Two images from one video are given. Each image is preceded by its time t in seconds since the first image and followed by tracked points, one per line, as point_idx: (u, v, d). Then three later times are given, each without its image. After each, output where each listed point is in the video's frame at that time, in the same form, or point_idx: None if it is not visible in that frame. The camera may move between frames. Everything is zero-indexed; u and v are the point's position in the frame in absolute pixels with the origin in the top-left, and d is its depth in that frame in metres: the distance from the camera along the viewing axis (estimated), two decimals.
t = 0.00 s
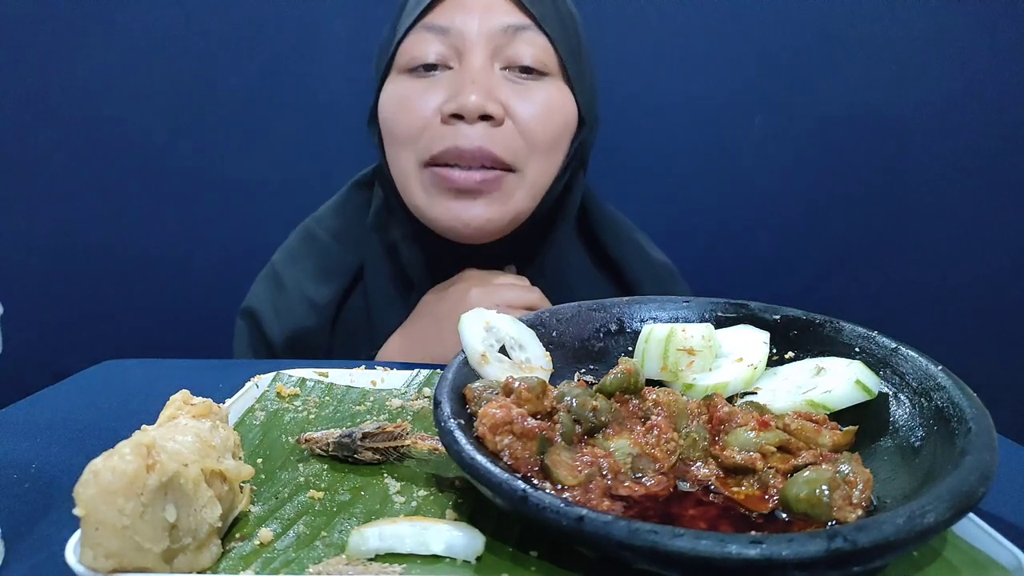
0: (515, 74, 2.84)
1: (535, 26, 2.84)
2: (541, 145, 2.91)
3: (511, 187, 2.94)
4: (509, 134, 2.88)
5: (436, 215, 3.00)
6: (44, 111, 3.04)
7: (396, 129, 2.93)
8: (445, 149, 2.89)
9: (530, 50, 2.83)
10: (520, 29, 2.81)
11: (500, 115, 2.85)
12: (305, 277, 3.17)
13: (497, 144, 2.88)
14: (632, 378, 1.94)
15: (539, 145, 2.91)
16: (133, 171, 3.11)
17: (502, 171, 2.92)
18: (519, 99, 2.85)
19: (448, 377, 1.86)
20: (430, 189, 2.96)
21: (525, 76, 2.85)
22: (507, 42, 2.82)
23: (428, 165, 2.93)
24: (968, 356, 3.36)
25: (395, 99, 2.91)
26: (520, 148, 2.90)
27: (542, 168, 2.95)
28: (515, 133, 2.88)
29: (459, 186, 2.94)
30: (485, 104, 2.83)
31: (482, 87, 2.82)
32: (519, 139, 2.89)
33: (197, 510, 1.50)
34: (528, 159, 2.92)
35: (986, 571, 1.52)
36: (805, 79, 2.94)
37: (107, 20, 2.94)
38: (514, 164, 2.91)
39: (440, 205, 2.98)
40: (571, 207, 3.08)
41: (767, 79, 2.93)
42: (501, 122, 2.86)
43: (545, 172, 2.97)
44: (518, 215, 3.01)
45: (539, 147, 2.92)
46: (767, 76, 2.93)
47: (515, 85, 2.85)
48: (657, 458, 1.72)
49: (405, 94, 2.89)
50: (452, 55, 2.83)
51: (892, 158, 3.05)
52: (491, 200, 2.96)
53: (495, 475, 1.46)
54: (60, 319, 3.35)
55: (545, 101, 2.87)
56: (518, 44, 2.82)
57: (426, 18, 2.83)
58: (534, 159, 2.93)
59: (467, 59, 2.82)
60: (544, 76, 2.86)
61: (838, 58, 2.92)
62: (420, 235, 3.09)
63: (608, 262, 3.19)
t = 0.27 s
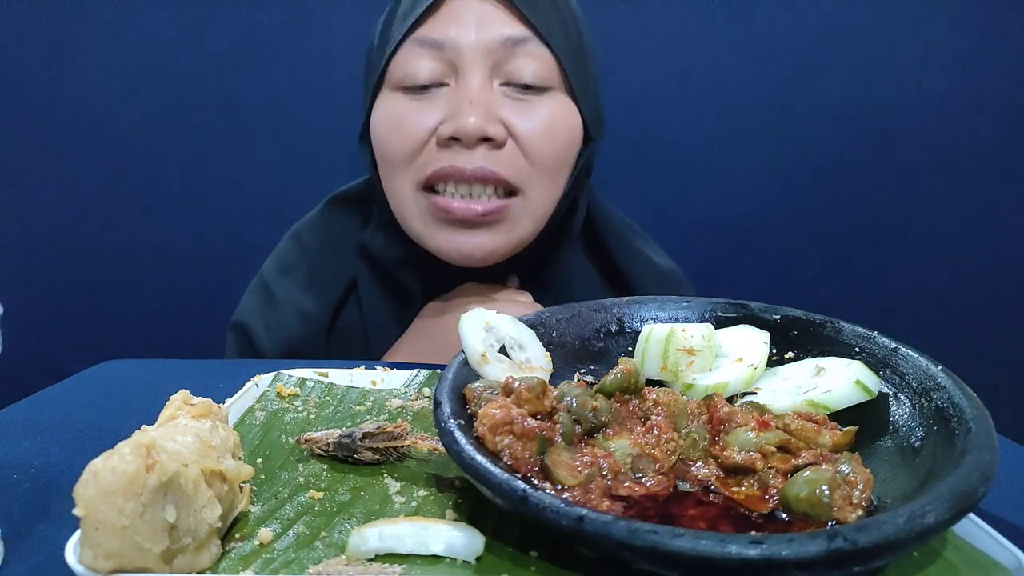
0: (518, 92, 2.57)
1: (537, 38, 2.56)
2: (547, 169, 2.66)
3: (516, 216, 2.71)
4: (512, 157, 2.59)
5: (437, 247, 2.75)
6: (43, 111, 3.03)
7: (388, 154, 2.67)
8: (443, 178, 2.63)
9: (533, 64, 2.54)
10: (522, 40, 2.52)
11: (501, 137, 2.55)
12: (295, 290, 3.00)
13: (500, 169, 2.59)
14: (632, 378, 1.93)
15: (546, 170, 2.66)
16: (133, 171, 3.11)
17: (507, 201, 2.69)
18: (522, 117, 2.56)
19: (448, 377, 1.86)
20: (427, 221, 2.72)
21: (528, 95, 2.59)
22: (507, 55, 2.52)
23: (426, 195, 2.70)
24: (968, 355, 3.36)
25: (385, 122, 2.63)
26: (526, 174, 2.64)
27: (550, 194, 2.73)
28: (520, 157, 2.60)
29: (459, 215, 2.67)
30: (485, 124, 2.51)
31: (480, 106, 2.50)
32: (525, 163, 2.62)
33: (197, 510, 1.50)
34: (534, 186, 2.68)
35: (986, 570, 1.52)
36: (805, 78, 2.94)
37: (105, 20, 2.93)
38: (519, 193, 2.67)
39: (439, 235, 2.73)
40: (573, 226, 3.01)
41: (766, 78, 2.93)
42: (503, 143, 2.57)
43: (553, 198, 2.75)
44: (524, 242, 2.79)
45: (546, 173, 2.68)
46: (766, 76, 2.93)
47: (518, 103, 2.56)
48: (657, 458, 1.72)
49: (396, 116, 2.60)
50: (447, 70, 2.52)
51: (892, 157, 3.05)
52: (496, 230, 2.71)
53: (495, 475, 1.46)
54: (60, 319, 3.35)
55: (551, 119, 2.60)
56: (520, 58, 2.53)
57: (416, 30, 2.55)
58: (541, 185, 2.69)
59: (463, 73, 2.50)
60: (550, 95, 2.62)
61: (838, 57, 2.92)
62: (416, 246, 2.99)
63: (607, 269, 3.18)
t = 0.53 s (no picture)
0: (520, 109, 2.56)
1: (538, 53, 2.54)
2: (551, 185, 2.65)
3: (521, 232, 2.70)
4: (516, 175, 2.58)
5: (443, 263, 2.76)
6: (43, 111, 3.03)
7: (392, 174, 2.66)
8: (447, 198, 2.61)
9: (534, 80, 2.54)
10: (522, 56, 2.50)
11: (505, 157, 2.53)
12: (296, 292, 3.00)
13: (506, 189, 2.57)
14: (632, 378, 1.93)
15: (550, 186, 2.65)
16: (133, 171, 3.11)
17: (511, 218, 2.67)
18: (525, 134, 2.54)
19: (448, 377, 1.86)
20: (433, 239, 2.71)
21: (530, 110, 2.58)
22: (508, 72, 2.51)
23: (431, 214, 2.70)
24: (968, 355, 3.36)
25: (388, 142, 2.62)
26: (530, 191, 2.62)
27: (553, 208, 2.72)
28: (525, 175, 2.59)
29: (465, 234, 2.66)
30: (489, 145, 2.49)
31: (484, 127, 2.48)
32: (529, 180, 2.60)
33: (197, 510, 1.50)
34: (538, 202, 2.67)
35: (986, 570, 1.53)
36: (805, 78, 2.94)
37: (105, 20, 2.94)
38: (523, 210, 2.66)
39: (445, 252, 2.73)
40: (577, 237, 3.02)
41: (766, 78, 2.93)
42: (507, 163, 2.55)
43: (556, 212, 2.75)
44: (528, 254, 2.79)
45: (549, 188, 2.67)
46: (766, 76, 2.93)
47: (520, 120, 2.55)
48: (657, 458, 1.73)
49: (399, 136, 2.59)
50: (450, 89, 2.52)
51: (892, 157, 3.05)
52: (501, 247, 2.71)
53: (495, 475, 1.46)
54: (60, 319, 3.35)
55: (555, 135, 2.59)
56: (521, 75, 2.52)
57: (416, 48, 2.53)
58: (544, 200, 2.68)
59: (465, 93, 2.50)
60: (551, 110, 2.61)
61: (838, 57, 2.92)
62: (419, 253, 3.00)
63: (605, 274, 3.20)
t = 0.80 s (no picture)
0: (527, 118, 2.55)
1: (543, 62, 2.54)
2: (559, 191, 2.66)
3: (530, 238, 2.72)
4: (525, 184, 2.58)
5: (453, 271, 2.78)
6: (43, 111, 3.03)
7: (401, 184, 2.67)
8: (457, 206, 2.62)
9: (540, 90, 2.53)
10: (529, 66, 2.49)
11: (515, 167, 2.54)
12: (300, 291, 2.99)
13: (515, 197, 2.57)
14: (632, 378, 1.93)
15: (558, 192, 2.66)
16: (133, 171, 3.11)
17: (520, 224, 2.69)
18: (533, 144, 2.54)
19: (448, 377, 1.85)
20: (444, 246, 2.73)
21: (537, 119, 2.57)
22: (515, 83, 2.50)
23: (439, 223, 2.71)
24: (968, 355, 3.36)
25: (397, 153, 2.62)
26: (539, 198, 2.63)
27: (561, 212, 2.74)
28: (533, 183, 2.59)
29: (475, 243, 2.67)
30: (499, 156, 2.49)
31: (493, 138, 2.48)
32: (537, 188, 2.61)
33: (196, 510, 1.50)
34: (546, 208, 2.68)
35: (986, 571, 1.52)
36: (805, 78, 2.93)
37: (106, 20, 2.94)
38: (532, 216, 2.67)
39: (456, 259, 2.75)
40: (578, 244, 3.03)
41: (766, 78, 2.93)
42: (517, 173, 2.55)
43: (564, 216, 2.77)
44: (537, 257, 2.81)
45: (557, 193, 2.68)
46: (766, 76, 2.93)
47: (528, 129, 2.55)
48: (657, 458, 1.73)
49: (407, 148, 2.59)
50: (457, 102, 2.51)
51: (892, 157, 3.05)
52: (510, 253, 2.72)
53: (495, 475, 1.46)
54: (60, 319, 3.35)
55: (562, 142, 2.59)
56: (527, 85, 2.51)
57: (422, 61, 2.52)
58: (552, 206, 2.69)
59: (473, 105, 2.49)
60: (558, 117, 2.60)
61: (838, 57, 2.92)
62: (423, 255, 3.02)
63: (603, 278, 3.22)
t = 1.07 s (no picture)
0: (522, 115, 2.55)
1: (537, 60, 2.54)
2: (554, 186, 2.66)
3: (526, 234, 2.72)
4: (521, 181, 2.57)
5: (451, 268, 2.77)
6: (45, 111, 3.03)
7: (399, 182, 2.66)
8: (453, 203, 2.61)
9: (534, 87, 2.53)
10: (522, 63, 2.49)
11: (510, 163, 2.53)
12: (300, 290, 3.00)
13: (512, 194, 2.56)
14: (632, 378, 1.93)
15: (553, 188, 2.66)
16: (133, 170, 3.11)
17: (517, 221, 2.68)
18: (528, 141, 2.54)
19: (448, 377, 1.86)
20: (441, 243, 2.72)
21: (531, 115, 2.57)
22: (509, 80, 2.49)
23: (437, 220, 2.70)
24: (968, 355, 3.36)
25: (393, 151, 2.61)
26: (534, 193, 2.63)
27: (556, 208, 2.74)
28: (529, 179, 2.58)
29: (473, 239, 2.66)
30: (494, 153, 2.47)
31: (489, 135, 2.47)
32: (533, 184, 2.60)
33: (197, 510, 1.50)
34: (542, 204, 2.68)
35: (986, 571, 1.52)
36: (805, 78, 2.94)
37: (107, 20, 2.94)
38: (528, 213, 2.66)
39: (452, 255, 2.74)
40: (574, 241, 3.01)
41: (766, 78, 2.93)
42: (512, 169, 2.54)
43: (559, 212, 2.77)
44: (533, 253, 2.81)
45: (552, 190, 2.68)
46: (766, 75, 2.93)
47: (523, 126, 2.54)
48: (657, 458, 1.73)
49: (404, 145, 2.58)
50: (452, 100, 2.50)
51: (892, 157, 3.05)
52: (508, 249, 2.72)
53: (495, 475, 1.46)
54: (60, 319, 3.35)
55: (556, 139, 2.59)
56: (521, 82, 2.51)
57: (418, 59, 2.52)
58: (548, 202, 2.69)
59: (468, 103, 2.48)
60: (552, 113, 2.60)
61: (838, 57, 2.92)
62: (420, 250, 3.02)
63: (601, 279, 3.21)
